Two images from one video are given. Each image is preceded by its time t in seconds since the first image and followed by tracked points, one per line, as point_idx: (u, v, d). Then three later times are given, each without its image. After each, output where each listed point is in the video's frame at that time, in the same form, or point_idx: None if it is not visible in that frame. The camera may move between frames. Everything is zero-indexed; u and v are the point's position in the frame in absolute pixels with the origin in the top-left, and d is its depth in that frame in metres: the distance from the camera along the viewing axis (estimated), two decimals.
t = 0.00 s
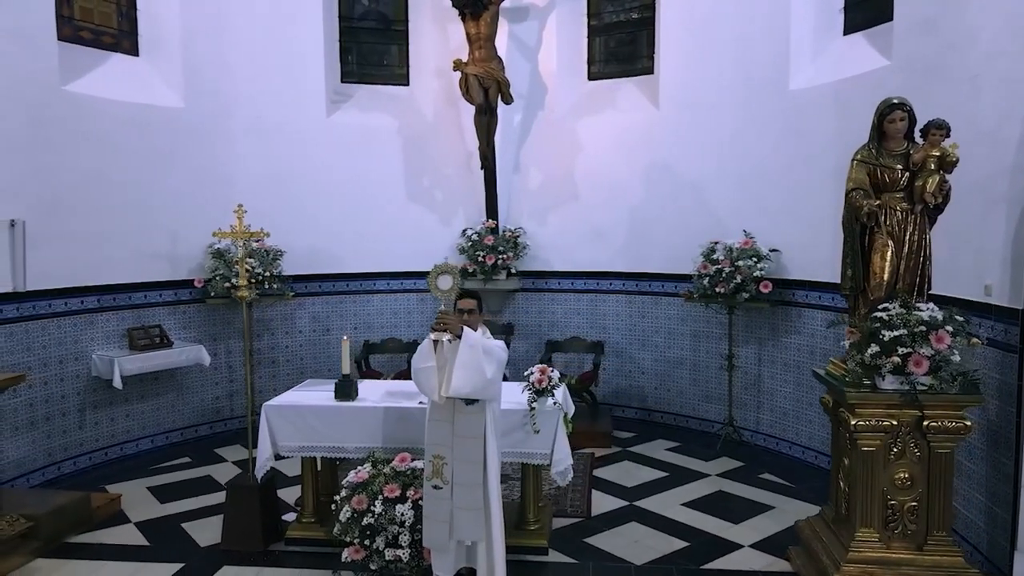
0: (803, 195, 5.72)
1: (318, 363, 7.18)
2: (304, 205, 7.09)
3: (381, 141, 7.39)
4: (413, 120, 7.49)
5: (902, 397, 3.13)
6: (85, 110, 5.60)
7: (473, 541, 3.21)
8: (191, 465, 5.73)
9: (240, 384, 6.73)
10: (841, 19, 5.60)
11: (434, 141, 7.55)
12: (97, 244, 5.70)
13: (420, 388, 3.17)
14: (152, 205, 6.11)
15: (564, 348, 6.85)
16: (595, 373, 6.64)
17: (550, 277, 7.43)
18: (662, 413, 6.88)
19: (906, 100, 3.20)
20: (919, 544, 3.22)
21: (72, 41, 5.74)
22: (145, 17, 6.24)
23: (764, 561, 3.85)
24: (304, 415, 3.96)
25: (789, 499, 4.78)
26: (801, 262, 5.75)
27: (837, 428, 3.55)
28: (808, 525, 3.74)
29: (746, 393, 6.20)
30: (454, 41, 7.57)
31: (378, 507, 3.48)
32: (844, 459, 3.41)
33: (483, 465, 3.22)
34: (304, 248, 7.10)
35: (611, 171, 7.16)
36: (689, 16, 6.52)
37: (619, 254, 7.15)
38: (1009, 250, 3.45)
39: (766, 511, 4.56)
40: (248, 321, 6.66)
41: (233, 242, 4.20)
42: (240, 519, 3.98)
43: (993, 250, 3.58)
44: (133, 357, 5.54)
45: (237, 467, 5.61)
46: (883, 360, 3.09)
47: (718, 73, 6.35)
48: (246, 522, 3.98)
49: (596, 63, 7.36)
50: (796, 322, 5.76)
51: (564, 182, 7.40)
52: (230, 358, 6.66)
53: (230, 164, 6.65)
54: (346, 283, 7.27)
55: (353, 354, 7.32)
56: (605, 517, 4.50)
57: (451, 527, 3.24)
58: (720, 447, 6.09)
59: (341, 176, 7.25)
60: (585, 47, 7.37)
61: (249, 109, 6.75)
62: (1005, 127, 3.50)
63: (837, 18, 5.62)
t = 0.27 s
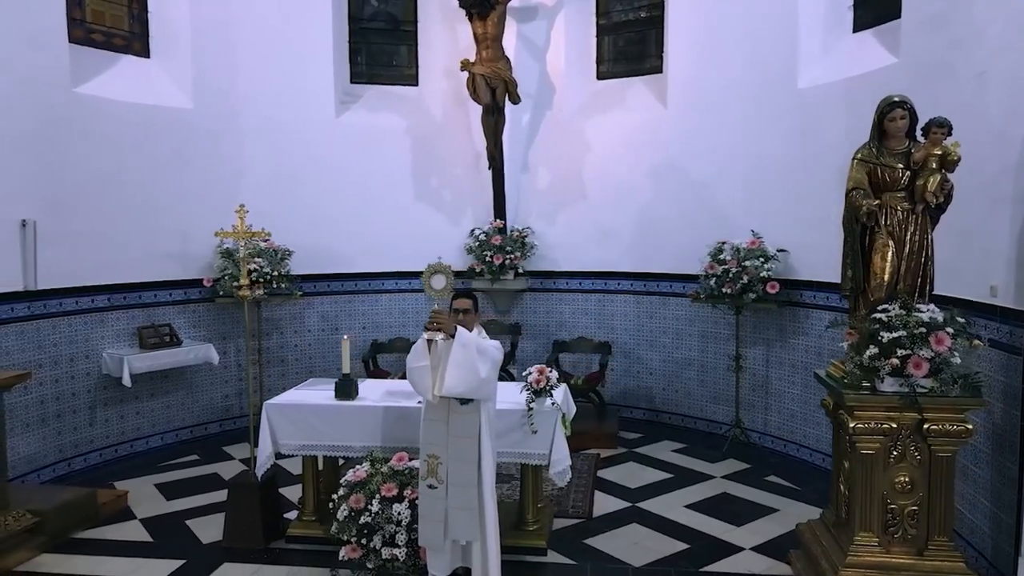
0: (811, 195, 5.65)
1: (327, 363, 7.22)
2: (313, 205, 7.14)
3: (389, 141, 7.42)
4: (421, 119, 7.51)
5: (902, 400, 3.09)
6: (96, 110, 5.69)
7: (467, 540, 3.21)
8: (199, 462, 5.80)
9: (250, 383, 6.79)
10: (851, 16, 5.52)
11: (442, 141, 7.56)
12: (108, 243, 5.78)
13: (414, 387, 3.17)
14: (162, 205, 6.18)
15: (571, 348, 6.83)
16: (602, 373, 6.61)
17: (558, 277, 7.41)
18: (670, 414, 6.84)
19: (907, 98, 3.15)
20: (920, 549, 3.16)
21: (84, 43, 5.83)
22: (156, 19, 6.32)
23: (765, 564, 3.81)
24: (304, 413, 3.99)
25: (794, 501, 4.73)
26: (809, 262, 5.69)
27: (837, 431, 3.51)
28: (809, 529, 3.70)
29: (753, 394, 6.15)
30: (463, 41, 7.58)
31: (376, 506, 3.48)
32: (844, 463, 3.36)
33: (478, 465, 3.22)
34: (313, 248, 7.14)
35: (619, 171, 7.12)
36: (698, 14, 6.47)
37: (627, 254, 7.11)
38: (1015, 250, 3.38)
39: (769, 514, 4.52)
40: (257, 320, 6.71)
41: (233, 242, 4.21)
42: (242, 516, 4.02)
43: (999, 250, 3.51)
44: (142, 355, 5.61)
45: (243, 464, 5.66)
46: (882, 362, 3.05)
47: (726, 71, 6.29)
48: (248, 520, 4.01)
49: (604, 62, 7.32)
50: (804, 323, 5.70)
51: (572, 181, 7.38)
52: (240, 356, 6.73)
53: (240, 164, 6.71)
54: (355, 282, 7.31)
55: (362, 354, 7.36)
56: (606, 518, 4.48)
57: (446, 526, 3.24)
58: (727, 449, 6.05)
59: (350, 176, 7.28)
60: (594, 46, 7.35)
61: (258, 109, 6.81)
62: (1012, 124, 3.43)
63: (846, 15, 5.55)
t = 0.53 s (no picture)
0: (820, 195, 5.58)
1: (337, 362, 7.27)
2: (323, 205, 7.19)
3: (399, 141, 7.45)
4: (431, 120, 7.54)
5: (901, 402, 3.05)
6: (108, 112, 5.78)
7: (462, 540, 3.21)
8: (207, 460, 5.86)
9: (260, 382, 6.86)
10: (861, 13, 5.44)
11: (452, 142, 7.58)
12: (119, 244, 5.87)
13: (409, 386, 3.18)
14: (173, 205, 6.26)
15: (579, 349, 6.80)
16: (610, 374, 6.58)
17: (567, 277, 7.39)
18: (679, 415, 6.79)
19: (908, 96, 3.10)
20: (920, 555, 3.11)
21: (97, 46, 5.92)
22: (168, 22, 6.41)
23: (766, 568, 3.76)
24: (305, 412, 4.01)
25: (799, 505, 4.68)
26: (818, 263, 5.61)
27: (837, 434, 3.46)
28: (809, 533, 3.65)
29: (762, 396, 6.08)
30: (473, 41, 7.59)
31: (372, 506, 3.49)
32: (844, 466, 3.31)
33: (472, 465, 3.22)
34: (323, 248, 7.19)
35: (628, 171, 7.09)
36: (707, 13, 6.42)
37: (636, 254, 7.07)
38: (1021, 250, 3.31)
39: (773, 517, 4.47)
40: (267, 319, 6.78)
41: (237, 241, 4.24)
42: (243, 513, 4.06)
43: (1006, 250, 3.44)
44: (152, 354, 5.68)
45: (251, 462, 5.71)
46: (880, 364, 3.01)
47: (736, 70, 6.23)
48: (249, 517, 4.04)
49: (614, 62, 7.29)
50: (813, 325, 5.63)
51: (581, 181, 7.35)
52: (250, 355, 6.80)
53: (250, 165, 6.78)
54: (365, 282, 7.34)
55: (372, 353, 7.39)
56: (608, 520, 4.46)
57: (440, 526, 3.24)
58: (735, 451, 5.99)
59: (360, 176, 7.32)
60: (604, 45, 7.31)
61: (269, 111, 6.87)
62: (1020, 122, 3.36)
63: (857, 12, 5.47)
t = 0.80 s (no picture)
0: (827, 194, 5.53)
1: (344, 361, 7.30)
2: (331, 205, 7.23)
3: (407, 142, 7.47)
4: (438, 120, 7.55)
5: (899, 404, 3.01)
6: (118, 114, 5.85)
7: (457, 539, 3.21)
8: (214, 458, 5.92)
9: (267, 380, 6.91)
10: (869, 10, 5.38)
11: (459, 142, 7.59)
12: (128, 244, 5.94)
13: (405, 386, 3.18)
14: (182, 206, 6.33)
15: (585, 349, 6.78)
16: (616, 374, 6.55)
17: (574, 277, 7.37)
18: (686, 416, 6.75)
19: (908, 94, 3.06)
20: (919, 559, 3.07)
21: (107, 48, 6.00)
22: (178, 24, 6.48)
23: (766, 571, 3.73)
24: (305, 411, 4.04)
25: (802, 507, 4.64)
26: (825, 263, 5.56)
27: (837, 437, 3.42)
28: (809, 536, 3.61)
29: (769, 397, 6.03)
30: (480, 41, 7.59)
31: (370, 504, 3.50)
32: (843, 469, 3.28)
33: (468, 464, 3.23)
34: (331, 248, 7.23)
35: (636, 170, 7.06)
36: (714, 11, 6.38)
37: (643, 254, 7.04)
38: None
39: (775, 519, 4.43)
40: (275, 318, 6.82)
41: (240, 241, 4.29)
42: (245, 512, 4.09)
43: (1012, 251, 3.38)
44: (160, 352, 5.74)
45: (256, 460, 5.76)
46: (878, 365, 2.98)
47: (743, 68, 6.19)
48: (251, 516, 4.08)
49: (622, 61, 7.26)
50: (820, 325, 5.58)
51: (588, 181, 7.33)
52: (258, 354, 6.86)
53: (259, 166, 6.83)
54: (372, 282, 7.37)
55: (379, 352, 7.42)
56: (609, 521, 4.44)
57: (436, 525, 3.24)
58: (740, 452, 5.95)
59: (367, 176, 7.35)
60: (612, 44, 7.28)
61: (277, 111, 6.92)
62: None
63: (865, 9, 5.41)
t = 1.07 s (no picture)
0: (836, 194, 5.46)
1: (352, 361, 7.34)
2: (339, 205, 7.27)
3: (415, 142, 7.50)
4: (447, 120, 7.57)
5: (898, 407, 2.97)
6: (129, 115, 5.93)
7: (452, 539, 3.21)
8: (221, 456, 5.97)
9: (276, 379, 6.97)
10: (879, 7, 5.31)
11: (468, 142, 7.60)
12: (139, 244, 6.02)
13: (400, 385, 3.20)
14: (192, 206, 6.40)
15: (592, 349, 6.76)
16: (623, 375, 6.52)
17: (582, 277, 7.35)
18: (694, 418, 6.71)
19: (907, 92, 3.02)
20: (918, 564, 3.02)
21: (118, 50, 6.08)
22: (188, 26, 6.55)
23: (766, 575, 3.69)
24: (305, 410, 4.06)
25: (806, 510, 4.59)
26: (833, 263, 5.49)
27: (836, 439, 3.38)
28: (808, 540, 3.57)
29: (776, 399, 5.97)
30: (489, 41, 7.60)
31: (367, 503, 3.51)
32: (841, 472, 3.24)
33: (462, 464, 3.23)
34: (339, 248, 7.27)
35: (644, 170, 7.02)
36: (723, 10, 6.33)
37: (651, 254, 7.00)
38: None
39: (778, 522, 4.39)
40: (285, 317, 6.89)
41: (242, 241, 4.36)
42: (246, 510, 4.13)
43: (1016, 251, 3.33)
44: (169, 351, 5.79)
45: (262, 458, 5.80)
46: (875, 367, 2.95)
47: (752, 66, 6.13)
48: (252, 513, 4.11)
49: (630, 60, 7.22)
50: (828, 326, 5.52)
51: (596, 181, 7.31)
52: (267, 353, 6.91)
53: (267, 166, 6.88)
54: (380, 281, 7.40)
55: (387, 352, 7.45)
56: (611, 522, 4.43)
57: (431, 525, 3.25)
58: (747, 454, 5.90)
59: (376, 177, 7.39)
60: (620, 44, 7.25)
61: (286, 112, 6.97)
62: None
63: (874, 6, 5.33)
